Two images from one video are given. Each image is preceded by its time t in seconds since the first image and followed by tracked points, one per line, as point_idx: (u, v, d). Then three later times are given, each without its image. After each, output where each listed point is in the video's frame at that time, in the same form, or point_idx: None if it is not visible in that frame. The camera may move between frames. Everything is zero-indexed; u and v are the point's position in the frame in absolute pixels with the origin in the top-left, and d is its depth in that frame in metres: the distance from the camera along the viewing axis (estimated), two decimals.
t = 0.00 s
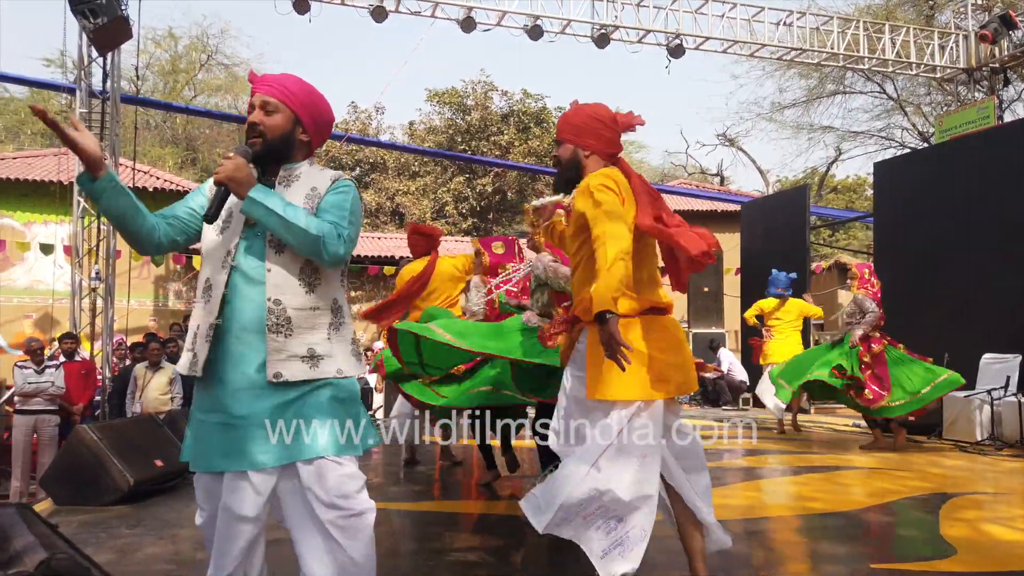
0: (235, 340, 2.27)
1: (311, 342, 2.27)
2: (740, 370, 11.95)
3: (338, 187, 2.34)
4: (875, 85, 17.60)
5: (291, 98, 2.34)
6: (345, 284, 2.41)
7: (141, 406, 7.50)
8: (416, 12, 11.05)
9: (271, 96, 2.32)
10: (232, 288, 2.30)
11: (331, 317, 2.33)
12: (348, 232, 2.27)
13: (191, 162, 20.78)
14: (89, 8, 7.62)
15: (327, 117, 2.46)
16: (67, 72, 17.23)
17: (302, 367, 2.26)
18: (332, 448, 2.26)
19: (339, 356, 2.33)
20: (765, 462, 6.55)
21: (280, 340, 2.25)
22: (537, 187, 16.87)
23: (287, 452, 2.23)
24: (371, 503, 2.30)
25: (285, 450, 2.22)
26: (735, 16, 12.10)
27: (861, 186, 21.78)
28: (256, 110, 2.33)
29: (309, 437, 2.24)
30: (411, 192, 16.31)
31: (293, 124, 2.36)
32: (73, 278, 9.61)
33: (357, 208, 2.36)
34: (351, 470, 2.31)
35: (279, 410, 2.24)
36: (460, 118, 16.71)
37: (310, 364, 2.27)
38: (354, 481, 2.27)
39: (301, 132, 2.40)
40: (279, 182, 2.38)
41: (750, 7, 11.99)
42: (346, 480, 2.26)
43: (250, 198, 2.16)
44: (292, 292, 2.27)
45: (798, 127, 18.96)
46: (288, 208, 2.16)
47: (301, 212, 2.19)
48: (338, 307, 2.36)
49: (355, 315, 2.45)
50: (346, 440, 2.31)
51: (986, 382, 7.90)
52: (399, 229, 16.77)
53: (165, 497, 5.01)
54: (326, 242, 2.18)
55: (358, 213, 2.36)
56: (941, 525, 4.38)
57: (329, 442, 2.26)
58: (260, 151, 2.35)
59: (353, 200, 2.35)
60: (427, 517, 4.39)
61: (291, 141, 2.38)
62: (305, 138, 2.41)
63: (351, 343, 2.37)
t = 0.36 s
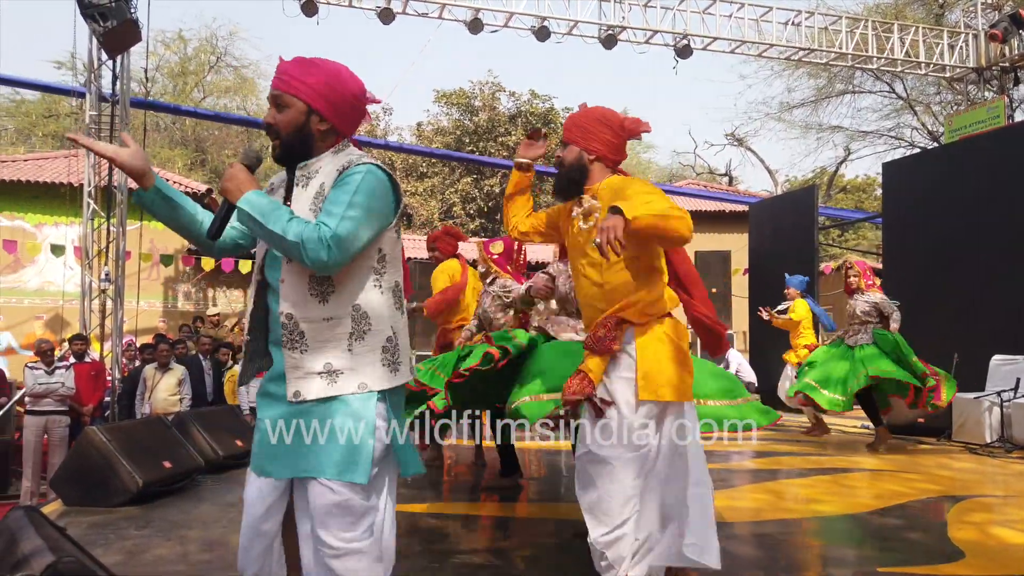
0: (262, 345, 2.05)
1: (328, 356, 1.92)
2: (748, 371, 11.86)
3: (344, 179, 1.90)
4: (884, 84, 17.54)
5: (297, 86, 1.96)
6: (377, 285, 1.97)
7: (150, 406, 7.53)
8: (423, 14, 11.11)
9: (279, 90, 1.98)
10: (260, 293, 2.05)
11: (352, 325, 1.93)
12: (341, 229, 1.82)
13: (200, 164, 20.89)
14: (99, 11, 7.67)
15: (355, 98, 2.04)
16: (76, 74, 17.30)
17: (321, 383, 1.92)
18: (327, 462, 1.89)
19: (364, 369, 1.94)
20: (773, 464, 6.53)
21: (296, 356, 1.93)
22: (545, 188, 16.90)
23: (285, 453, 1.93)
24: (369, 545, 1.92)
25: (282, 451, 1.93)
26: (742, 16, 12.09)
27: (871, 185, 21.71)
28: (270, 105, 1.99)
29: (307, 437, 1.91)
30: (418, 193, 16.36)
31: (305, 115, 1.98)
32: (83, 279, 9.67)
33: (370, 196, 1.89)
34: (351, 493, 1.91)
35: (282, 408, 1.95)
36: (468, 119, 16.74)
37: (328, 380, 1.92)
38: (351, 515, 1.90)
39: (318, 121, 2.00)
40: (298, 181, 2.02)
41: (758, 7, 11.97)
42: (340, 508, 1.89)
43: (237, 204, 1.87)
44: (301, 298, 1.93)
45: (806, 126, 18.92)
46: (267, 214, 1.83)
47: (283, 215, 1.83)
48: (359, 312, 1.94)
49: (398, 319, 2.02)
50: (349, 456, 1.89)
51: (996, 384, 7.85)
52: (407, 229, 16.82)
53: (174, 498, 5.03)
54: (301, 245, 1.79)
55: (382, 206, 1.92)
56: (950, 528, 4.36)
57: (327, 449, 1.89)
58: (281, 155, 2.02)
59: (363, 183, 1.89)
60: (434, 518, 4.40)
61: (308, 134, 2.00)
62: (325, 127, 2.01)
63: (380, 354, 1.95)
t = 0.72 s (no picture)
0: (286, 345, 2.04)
1: (345, 362, 1.87)
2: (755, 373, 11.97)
3: (343, 174, 1.87)
4: (892, 84, 17.47)
5: (308, 76, 1.95)
6: (393, 286, 1.93)
7: (156, 406, 7.56)
8: (429, 15, 11.13)
9: (296, 75, 1.98)
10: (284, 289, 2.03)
11: (368, 330, 1.88)
12: (338, 228, 1.79)
13: (207, 164, 20.96)
14: (106, 13, 7.70)
15: (369, 91, 2.02)
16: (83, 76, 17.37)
17: (337, 392, 1.86)
18: (338, 471, 1.85)
19: (381, 374, 1.88)
20: (780, 465, 6.52)
21: (314, 361, 1.89)
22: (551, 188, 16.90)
23: (306, 454, 1.92)
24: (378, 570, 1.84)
25: (302, 450, 1.93)
26: (749, 15, 12.05)
27: (879, 185, 21.64)
28: (282, 97, 1.99)
29: (317, 438, 1.90)
30: (424, 193, 16.36)
31: (318, 105, 1.97)
32: (91, 279, 9.71)
33: (372, 194, 1.84)
34: (361, 512, 1.85)
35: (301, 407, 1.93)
36: (474, 119, 16.74)
37: (347, 389, 1.86)
38: (361, 538, 1.83)
39: (330, 110, 1.98)
40: (309, 178, 2.01)
41: (765, 7, 11.95)
42: (350, 528, 1.83)
43: (240, 206, 1.88)
44: (315, 302, 1.90)
45: (813, 126, 18.85)
46: (263, 215, 1.83)
47: (280, 217, 1.82)
48: (374, 314, 1.89)
49: (418, 319, 1.96)
50: (362, 466, 1.85)
51: (1004, 385, 7.81)
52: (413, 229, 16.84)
53: (181, 498, 5.05)
54: (296, 244, 1.78)
55: (391, 201, 1.89)
56: (957, 530, 4.34)
57: (340, 452, 1.86)
58: (294, 151, 2.03)
59: (358, 180, 1.85)
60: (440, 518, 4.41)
61: (318, 124, 1.98)
62: (336, 116, 1.98)
63: (396, 357, 1.89)
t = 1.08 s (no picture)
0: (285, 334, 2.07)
1: (335, 353, 1.87)
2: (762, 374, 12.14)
3: (347, 162, 1.87)
4: (898, 83, 17.42)
5: (321, 70, 1.95)
6: (390, 279, 1.92)
7: (162, 406, 7.58)
8: (435, 14, 11.16)
9: (303, 74, 1.98)
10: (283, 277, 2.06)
11: (361, 322, 1.88)
12: (332, 214, 1.79)
13: (213, 164, 21.02)
14: (113, 13, 7.71)
15: (383, 85, 2.02)
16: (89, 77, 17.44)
17: (328, 383, 1.88)
18: (333, 469, 1.87)
19: (372, 368, 1.88)
20: (786, 465, 6.50)
21: (308, 352, 1.91)
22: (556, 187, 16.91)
23: (302, 453, 1.93)
24: None
25: (300, 450, 1.93)
26: (754, 15, 12.04)
27: (885, 184, 21.59)
28: (296, 95, 2.00)
29: (311, 437, 1.90)
30: (429, 193, 16.38)
31: (329, 99, 1.97)
32: (98, 279, 9.75)
33: (374, 183, 1.83)
34: (357, 518, 1.85)
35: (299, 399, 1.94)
36: (479, 119, 16.75)
37: (336, 380, 1.87)
38: (357, 545, 1.84)
39: (341, 105, 1.98)
40: (314, 169, 2.01)
41: (770, 6, 11.93)
42: (344, 534, 1.84)
43: (242, 191, 1.91)
44: (311, 292, 1.91)
45: (819, 125, 18.82)
46: (264, 199, 1.86)
47: (277, 201, 1.85)
48: (368, 306, 1.89)
49: (414, 315, 1.95)
50: (356, 467, 1.86)
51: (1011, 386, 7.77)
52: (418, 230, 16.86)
53: (187, 497, 5.06)
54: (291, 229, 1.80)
55: (396, 191, 1.89)
56: (963, 531, 4.32)
57: (336, 450, 1.87)
58: (304, 142, 2.04)
59: (359, 169, 1.84)
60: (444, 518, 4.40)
61: (331, 119, 1.98)
62: (348, 111, 1.98)
63: (389, 350, 1.88)
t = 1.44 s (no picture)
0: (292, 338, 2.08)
1: (340, 356, 1.88)
2: (770, 374, 12.40)
3: (344, 164, 1.88)
4: (905, 82, 17.36)
5: (311, 76, 1.96)
6: (392, 279, 1.92)
7: (168, 406, 7.61)
8: (440, 15, 11.17)
9: (292, 83, 1.99)
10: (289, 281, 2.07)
11: (365, 323, 1.89)
12: (331, 219, 1.80)
13: (219, 165, 21.07)
14: (119, 15, 7.74)
15: (371, 83, 2.02)
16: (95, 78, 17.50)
17: (336, 386, 1.88)
18: (336, 468, 1.88)
19: (377, 368, 1.88)
20: (792, 466, 6.49)
21: (314, 356, 1.91)
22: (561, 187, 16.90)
23: (306, 453, 1.94)
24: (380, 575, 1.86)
25: (303, 451, 1.94)
26: (759, 14, 12.03)
27: (891, 184, 21.52)
28: (287, 102, 2.01)
29: (317, 437, 1.91)
30: (434, 193, 16.39)
31: (322, 104, 1.97)
32: (105, 280, 9.79)
33: (373, 183, 1.84)
34: (359, 517, 1.86)
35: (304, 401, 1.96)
36: (484, 120, 16.76)
37: (343, 382, 1.88)
38: (359, 544, 1.85)
39: (334, 109, 1.99)
40: (313, 174, 2.02)
41: (775, 5, 11.91)
42: (344, 533, 1.85)
43: (245, 198, 1.92)
44: (315, 295, 1.92)
45: (825, 124, 18.78)
46: (265, 208, 1.86)
47: (279, 208, 1.85)
48: (372, 307, 1.89)
49: (418, 314, 1.95)
50: (358, 466, 1.87)
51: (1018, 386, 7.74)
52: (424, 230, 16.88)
53: (193, 497, 5.08)
54: (292, 232, 1.80)
55: (395, 189, 1.90)
56: (970, 532, 4.31)
57: (340, 451, 1.88)
58: (301, 148, 2.04)
59: (357, 168, 1.85)
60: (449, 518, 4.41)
61: (326, 124, 1.99)
62: (342, 114, 1.99)
63: (393, 350, 1.89)
